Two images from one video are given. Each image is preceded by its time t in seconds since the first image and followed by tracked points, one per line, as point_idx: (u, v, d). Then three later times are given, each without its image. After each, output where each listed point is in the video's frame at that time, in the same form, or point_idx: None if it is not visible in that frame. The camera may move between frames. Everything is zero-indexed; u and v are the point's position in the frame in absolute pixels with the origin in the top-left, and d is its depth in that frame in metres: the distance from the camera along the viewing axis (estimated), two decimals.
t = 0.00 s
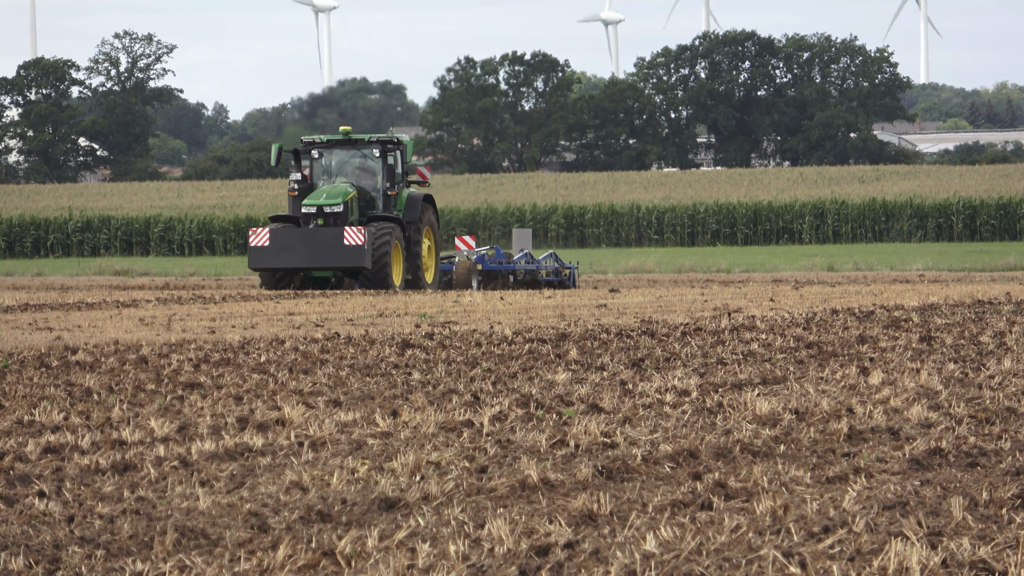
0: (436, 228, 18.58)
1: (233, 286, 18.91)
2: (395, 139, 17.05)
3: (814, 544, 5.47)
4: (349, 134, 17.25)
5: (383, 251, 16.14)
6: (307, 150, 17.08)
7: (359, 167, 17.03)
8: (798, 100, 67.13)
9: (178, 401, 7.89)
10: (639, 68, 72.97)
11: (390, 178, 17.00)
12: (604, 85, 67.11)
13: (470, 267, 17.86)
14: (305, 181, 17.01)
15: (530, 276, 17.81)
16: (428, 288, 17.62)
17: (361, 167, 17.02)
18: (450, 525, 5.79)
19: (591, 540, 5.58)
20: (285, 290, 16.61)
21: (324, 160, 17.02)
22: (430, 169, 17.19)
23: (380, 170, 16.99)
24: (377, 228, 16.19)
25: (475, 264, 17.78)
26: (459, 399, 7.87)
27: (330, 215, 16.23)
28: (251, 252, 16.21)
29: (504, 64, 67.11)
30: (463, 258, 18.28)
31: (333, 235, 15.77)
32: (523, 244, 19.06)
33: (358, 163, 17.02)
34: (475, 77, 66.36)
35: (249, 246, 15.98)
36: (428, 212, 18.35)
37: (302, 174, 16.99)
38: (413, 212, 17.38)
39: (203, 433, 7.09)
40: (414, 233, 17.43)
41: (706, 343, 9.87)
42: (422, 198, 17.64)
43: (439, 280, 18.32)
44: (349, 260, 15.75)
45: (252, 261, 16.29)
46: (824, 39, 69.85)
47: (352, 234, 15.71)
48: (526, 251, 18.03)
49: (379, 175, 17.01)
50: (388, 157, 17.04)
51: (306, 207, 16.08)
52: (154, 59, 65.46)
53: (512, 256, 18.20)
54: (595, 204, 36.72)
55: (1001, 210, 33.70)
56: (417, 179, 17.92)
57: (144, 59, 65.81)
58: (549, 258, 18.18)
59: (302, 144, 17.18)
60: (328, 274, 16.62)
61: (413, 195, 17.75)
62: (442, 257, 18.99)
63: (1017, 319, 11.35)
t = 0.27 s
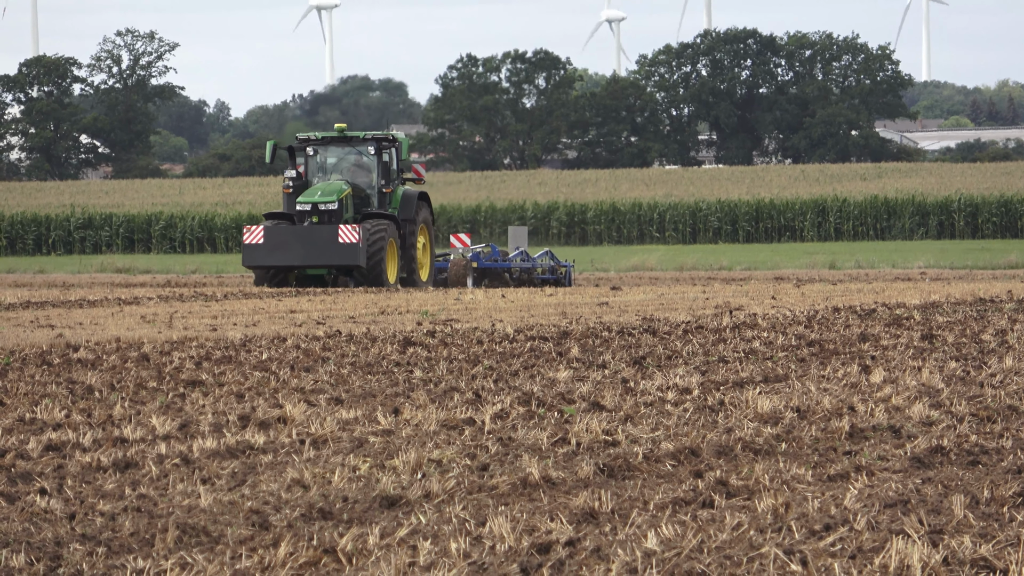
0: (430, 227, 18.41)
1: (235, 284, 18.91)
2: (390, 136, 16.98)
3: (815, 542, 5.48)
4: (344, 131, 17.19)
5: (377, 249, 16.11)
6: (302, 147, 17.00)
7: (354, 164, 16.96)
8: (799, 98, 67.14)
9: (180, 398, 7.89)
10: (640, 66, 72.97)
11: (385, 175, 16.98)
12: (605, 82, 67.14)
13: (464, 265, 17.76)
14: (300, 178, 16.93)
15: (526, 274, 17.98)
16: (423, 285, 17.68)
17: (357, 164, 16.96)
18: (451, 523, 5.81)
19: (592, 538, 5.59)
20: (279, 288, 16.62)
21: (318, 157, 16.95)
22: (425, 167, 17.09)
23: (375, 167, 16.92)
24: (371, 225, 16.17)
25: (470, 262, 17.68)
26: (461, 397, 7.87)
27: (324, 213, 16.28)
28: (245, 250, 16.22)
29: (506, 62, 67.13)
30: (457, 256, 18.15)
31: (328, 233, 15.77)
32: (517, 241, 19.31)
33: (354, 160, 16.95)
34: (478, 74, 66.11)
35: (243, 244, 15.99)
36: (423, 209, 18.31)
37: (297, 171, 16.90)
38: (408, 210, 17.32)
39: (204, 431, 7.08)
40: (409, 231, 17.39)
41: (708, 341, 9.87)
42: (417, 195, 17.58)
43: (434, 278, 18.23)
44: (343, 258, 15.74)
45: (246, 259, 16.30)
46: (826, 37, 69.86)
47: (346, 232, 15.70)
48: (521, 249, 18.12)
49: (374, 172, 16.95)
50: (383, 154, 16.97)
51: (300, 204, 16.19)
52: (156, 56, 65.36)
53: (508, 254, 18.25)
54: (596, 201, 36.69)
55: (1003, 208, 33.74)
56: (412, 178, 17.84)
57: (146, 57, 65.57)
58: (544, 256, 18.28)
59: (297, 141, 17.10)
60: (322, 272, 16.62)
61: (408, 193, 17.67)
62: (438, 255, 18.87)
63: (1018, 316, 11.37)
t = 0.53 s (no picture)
0: (425, 223, 18.37)
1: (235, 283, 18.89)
2: (385, 133, 16.92)
3: (817, 540, 5.48)
4: (338, 129, 17.14)
5: (372, 247, 16.08)
6: (296, 145, 16.96)
7: (349, 162, 16.91)
8: (801, 96, 67.10)
9: (181, 397, 7.88)
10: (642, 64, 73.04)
11: (379, 173, 16.97)
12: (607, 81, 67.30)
13: (459, 263, 17.83)
14: (294, 176, 16.89)
15: (521, 273, 17.98)
16: (417, 283, 17.56)
17: (351, 162, 16.91)
18: (453, 521, 5.82)
19: (594, 536, 5.60)
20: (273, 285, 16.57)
21: (312, 155, 16.91)
22: (417, 167, 16.99)
23: (370, 165, 16.88)
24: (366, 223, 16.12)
25: (465, 260, 17.79)
26: (462, 395, 7.86)
27: (318, 211, 16.16)
28: (239, 248, 16.14)
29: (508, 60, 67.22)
30: (452, 255, 18.18)
31: (323, 231, 15.73)
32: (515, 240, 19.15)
33: (348, 158, 16.90)
34: (479, 73, 66.67)
35: (237, 242, 15.92)
36: (417, 207, 18.24)
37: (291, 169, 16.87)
38: (402, 208, 17.27)
39: (206, 429, 7.08)
40: (403, 229, 17.37)
41: (709, 339, 9.87)
42: (411, 193, 17.52)
43: (429, 276, 18.18)
44: (338, 256, 15.71)
45: (239, 257, 16.22)
46: (827, 35, 69.85)
47: (341, 230, 15.67)
48: (516, 247, 18.10)
49: (368, 170, 16.90)
50: (377, 152, 16.93)
51: (294, 202, 16.06)
52: (158, 55, 65.49)
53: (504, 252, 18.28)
54: (597, 200, 36.67)
55: (1003, 206, 33.77)
56: (406, 175, 17.61)
57: (147, 55, 65.82)
58: (539, 254, 18.21)
59: (291, 139, 17.07)
60: (316, 270, 16.58)
61: (402, 190, 17.63)
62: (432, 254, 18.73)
63: (1018, 315, 11.38)
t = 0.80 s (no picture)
0: (420, 223, 18.51)
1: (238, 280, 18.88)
2: (381, 132, 16.93)
3: (821, 539, 5.48)
4: (334, 127, 17.14)
5: (367, 244, 16.08)
6: (291, 143, 16.96)
7: (344, 161, 16.92)
8: (805, 94, 66.79)
9: (184, 395, 7.87)
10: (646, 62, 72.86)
11: (375, 171, 16.92)
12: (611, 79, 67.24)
13: (456, 260, 17.44)
14: (289, 174, 16.91)
15: (517, 271, 17.89)
16: (412, 282, 17.65)
17: (346, 160, 16.90)
18: (457, 520, 5.83)
19: (597, 535, 5.60)
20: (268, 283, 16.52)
21: (307, 154, 16.91)
22: (413, 161, 16.88)
23: (365, 163, 16.89)
24: (362, 221, 16.13)
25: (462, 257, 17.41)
26: (466, 393, 7.85)
27: (314, 209, 16.19)
28: (233, 246, 16.07)
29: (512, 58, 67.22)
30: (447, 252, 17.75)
31: (318, 229, 15.71)
32: (510, 238, 19.15)
33: (343, 156, 16.91)
34: (483, 70, 66.56)
35: (232, 240, 15.84)
36: (412, 205, 18.24)
37: (286, 168, 16.88)
38: (397, 206, 17.25)
39: (209, 428, 7.07)
40: (398, 227, 17.39)
41: (713, 338, 9.86)
42: (407, 191, 17.51)
43: (425, 274, 18.23)
44: (333, 254, 15.70)
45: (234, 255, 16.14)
46: (831, 33, 69.75)
47: (336, 228, 15.65)
48: (513, 246, 18.02)
49: (364, 168, 16.89)
50: (373, 150, 16.94)
51: (290, 199, 16.05)
52: (161, 52, 65.39)
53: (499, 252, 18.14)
54: (602, 198, 36.66)
55: (1008, 204, 33.75)
56: (403, 172, 17.47)
57: (151, 53, 65.72)
58: (536, 252, 18.34)
59: (285, 138, 17.06)
60: (311, 267, 16.55)
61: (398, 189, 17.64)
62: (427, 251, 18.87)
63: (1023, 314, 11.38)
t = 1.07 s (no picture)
0: (421, 221, 18.49)
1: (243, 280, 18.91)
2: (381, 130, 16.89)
3: (828, 538, 5.49)
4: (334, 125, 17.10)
5: (367, 244, 16.08)
6: (291, 141, 16.96)
7: (344, 160, 16.90)
8: (812, 93, 66.44)
9: (192, 394, 7.86)
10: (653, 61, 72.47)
11: (375, 170, 16.91)
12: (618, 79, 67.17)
13: (456, 260, 17.59)
14: (289, 173, 16.93)
15: (518, 270, 17.88)
16: (413, 281, 17.63)
17: (346, 159, 16.89)
18: (464, 519, 5.83)
19: (605, 533, 5.61)
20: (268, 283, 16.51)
21: (307, 152, 16.92)
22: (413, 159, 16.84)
23: (365, 162, 16.86)
24: (362, 221, 16.13)
25: (461, 257, 17.53)
26: (473, 393, 7.84)
27: (313, 208, 16.18)
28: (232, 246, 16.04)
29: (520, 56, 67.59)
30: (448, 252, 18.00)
31: (318, 228, 15.70)
32: (510, 237, 19.14)
33: (343, 155, 16.90)
34: (490, 70, 66.92)
35: (231, 240, 15.82)
36: (413, 204, 18.23)
37: (285, 167, 16.91)
38: (397, 205, 17.24)
39: (217, 427, 7.07)
40: (399, 226, 17.32)
41: (721, 337, 9.85)
42: (407, 190, 17.51)
43: (425, 273, 18.32)
44: (333, 253, 15.70)
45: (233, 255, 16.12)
46: (838, 32, 69.60)
47: (335, 227, 15.66)
48: (513, 245, 18.03)
49: (363, 167, 16.87)
50: (372, 149, 16.91)
51: (289, 199, 16.03)
52: (169, 52, 65.40)
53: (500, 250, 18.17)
54: (609, 198, 36.66)
55: (1015, 204, 33.74)
56: (403, 171, 17.53)
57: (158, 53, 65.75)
58: (536, 252, 18.35)
59: (285, 136, 17.06)
60: (310, 267, 16.54)
61: (397, 187, 17.65)
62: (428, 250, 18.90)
63: None
